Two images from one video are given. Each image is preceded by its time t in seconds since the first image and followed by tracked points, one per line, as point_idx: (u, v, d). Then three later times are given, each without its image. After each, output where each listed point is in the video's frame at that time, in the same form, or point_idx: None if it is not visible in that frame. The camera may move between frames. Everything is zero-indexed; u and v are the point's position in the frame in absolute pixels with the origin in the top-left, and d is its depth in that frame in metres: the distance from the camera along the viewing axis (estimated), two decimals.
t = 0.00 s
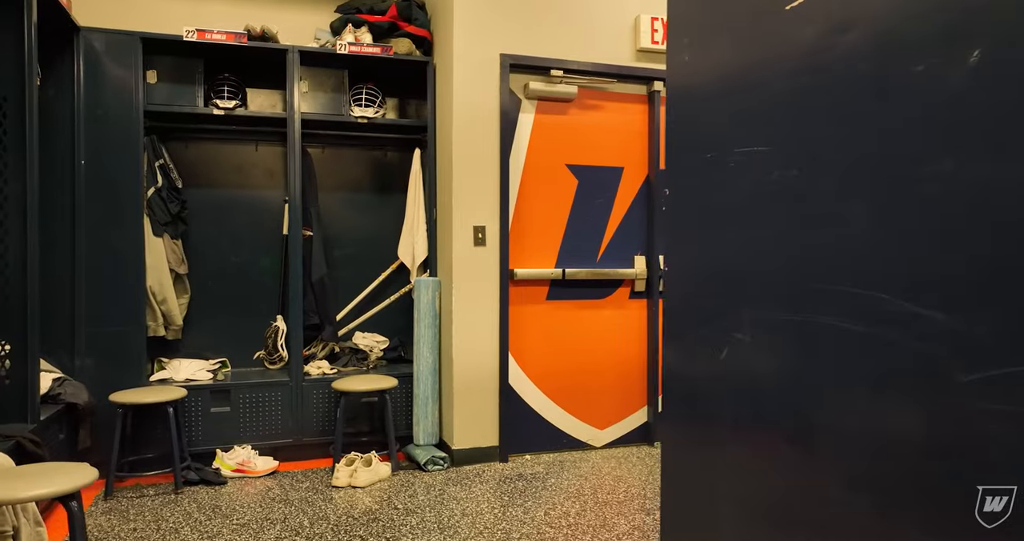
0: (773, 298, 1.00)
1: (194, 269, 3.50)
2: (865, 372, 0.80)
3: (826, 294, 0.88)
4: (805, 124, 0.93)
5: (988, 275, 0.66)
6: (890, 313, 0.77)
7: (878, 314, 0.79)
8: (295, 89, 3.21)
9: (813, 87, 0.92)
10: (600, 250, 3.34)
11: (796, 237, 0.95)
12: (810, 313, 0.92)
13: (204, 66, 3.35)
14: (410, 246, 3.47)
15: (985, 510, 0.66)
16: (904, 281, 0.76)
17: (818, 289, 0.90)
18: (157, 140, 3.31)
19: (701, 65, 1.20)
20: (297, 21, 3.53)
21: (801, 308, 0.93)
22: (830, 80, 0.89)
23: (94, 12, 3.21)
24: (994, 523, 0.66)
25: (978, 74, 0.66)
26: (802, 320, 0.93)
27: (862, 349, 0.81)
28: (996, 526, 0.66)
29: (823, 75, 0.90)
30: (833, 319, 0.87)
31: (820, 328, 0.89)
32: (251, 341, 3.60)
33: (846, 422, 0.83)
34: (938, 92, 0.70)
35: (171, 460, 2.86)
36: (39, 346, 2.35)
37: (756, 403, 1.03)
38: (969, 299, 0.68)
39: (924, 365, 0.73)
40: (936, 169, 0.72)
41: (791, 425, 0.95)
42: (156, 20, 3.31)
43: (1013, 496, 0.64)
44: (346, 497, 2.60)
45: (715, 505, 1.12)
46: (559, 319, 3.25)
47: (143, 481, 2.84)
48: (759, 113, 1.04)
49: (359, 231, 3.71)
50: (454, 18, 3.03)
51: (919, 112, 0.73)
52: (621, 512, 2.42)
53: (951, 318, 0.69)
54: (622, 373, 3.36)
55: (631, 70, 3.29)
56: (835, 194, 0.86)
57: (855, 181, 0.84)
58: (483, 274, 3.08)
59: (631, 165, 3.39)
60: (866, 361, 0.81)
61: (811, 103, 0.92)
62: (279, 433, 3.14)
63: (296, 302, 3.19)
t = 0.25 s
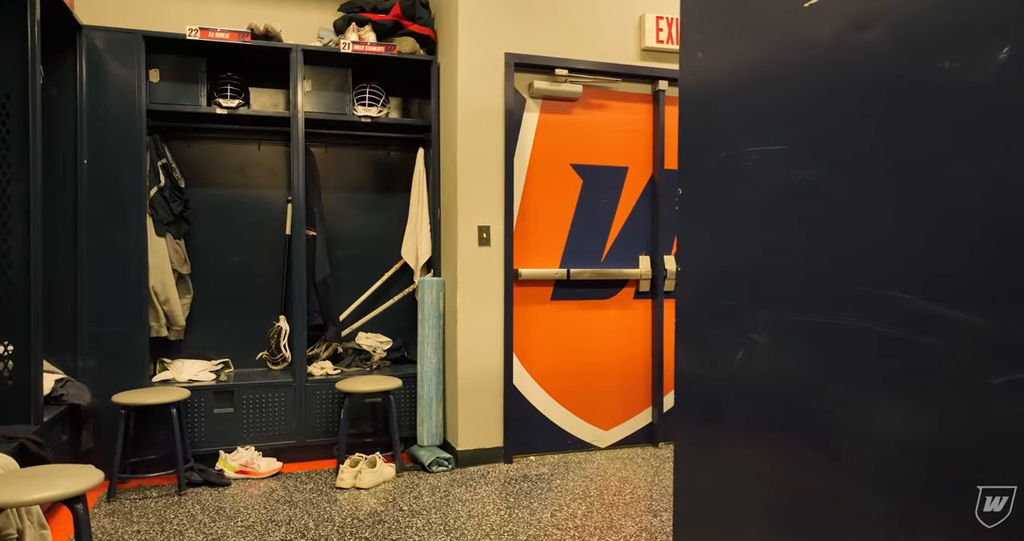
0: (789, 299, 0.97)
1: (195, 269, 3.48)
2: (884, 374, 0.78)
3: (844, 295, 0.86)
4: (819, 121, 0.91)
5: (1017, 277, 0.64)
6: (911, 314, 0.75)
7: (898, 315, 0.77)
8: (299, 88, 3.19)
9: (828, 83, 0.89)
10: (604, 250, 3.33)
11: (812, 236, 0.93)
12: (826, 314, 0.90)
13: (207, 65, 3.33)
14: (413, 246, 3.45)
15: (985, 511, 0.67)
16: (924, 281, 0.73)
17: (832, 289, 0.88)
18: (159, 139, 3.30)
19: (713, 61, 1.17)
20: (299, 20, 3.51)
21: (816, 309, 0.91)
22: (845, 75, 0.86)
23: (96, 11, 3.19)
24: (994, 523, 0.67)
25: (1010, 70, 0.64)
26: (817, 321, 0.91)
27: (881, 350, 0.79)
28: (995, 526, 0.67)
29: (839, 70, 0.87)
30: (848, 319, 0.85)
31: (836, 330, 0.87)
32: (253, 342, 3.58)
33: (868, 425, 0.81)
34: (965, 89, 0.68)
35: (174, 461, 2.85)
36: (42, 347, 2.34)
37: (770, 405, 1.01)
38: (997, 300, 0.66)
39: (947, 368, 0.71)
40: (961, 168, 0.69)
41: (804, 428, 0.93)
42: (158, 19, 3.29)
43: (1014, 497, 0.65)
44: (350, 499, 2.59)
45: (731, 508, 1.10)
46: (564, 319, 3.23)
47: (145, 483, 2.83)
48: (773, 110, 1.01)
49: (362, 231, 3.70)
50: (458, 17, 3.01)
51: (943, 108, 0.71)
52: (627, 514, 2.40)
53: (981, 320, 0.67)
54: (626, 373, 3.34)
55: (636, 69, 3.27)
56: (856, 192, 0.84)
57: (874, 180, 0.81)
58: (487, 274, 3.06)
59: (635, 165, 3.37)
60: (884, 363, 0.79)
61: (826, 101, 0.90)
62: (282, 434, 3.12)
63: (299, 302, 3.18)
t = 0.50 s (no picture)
0: (808, 301, 0.96)
1: (197, 270, 3.46)
2: (908, 376, 0.78)
3: (868, 297, 0.84)
4: (842, 120, 0.89)
5: None
6: (939, 316, 0.74)
7: (926, 318, 0.76)
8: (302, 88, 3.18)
9: (851, 82, 0.87)
10: (608, 250, 3.31)
11: (833, 238, 0.91)
12: (848, 317, 0.88)
13: (209, 65, 3.32)
14: (416, 246, 3.44)
15: (985, 510, 0.69)
16: (957, 284, 0.72)
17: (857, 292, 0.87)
18: (161, 139, 3.28)
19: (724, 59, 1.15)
20: (301, 19, 3.50)
21: (839, 312, 0.90)
22: (870, 74, 0.84)
23: (97, 10, 3.17)
24: (994, 523, 0.69)
25: None
26: (841, 324, 0.89)
27: (905, 352, 0.78)
28: (996, 526, 0.69)
29: (863, 68, 0.85)
30: (872, 321, 0.84)
31: (860, 333, 0.86)
32: (255, 342, 3.57)
33: (891, 428, 0.80)
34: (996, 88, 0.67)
35: (176, 463, 2.83)
36: (44, 349, 2.32)
37: (788, 409, 0.99)
38: None
39: (978, 372, 0.69)
40: (990, 168, 0.68)
41: (824, 433, 0.92)
42: (160, 18, 3.27)
43: (1013, 497, 0.67)
44: (354, 501, 2.57)
45: (747, 511, 1.09)
46: (568, 320, 3.22)
47: (148, 485, 2.81)
48: (788, 108, 0.99)
49: (364, 232, 3.68)
50: (462, 16, 2.99)
51: (971, 107, 0.70)
52: (634, 515, 2.38)
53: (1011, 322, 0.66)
54: (630, 374, 3.33)
55: (640, 69, 3.26)
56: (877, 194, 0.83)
57: (902, 180, 0.79)
58: (491, 274, 3.05)
59: (639, 165, 3.36)
60: (908, 366, 0.78)
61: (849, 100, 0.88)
62: (285, 435, 3.10)
63: (302, 303, 3.16)
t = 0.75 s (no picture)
0: (826, 303, 0.94)
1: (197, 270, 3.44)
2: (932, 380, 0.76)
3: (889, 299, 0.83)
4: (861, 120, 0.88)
5: None
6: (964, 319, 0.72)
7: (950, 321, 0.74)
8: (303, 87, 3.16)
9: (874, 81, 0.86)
10: (611, 251, 3.30)
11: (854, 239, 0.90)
12: (875, 321, 0.88)
13: (210, 64, 3.30)
14: (418, 247, 3.42)
15: (985, 511, 0.78)
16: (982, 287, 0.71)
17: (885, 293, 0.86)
18: (160, 139, 3.26)
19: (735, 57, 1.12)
20: (302, 19, 3.48)
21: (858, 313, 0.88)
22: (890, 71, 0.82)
23: (97, 9, 3.15)
24: (993, 522, 0.78)
25: None
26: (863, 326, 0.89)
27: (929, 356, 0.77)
28: (994, 525, 0.78)
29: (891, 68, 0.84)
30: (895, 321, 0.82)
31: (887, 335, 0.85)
32: (256, 343, 3.54)
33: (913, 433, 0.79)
34: None
35: (177, 465, 2.81)
36: (45, 351, 2.30)
37: (804, 411, 0.97)
38: None
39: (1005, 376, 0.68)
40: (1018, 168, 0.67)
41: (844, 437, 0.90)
42: (160, 17, 3.25)
43: (1012, 496, 0.77)
44: (357, 503, 2.56)
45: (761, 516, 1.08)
46: (571, 321, 3.20)
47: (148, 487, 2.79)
48: (804, 107, 0.97)
49: (365, 232, 3.66)
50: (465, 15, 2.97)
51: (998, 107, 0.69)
52: (639, 518, 2.36)
53: None
54: (633, 375, 3.31)
55: (644, 68, 3.25)
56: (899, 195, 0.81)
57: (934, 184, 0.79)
58: (494, 275, 3.03)
59: (642, 165, 3.34)
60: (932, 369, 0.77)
61: (874, 100, 0.87)
62: (286, 437, 3.08)
63: (304, 304, 3.15)
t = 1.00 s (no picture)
0: (842, 307, 0.92)
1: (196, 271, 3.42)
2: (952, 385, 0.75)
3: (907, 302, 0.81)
4: (877, 120, 0.86)
5: None
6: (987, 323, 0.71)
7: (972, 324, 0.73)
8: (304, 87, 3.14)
9: (889, 80, 0.84)
10: (613, 251, 3.28)
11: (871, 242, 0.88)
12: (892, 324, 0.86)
13: (209, 64, 3.28)
14: (418, 247, 3.40)
15: (985, 511, 0.76)
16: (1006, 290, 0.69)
17: (902, 297, 0.84)
18: (160, 139, 3.24)
19: (747, 56, 1.11)
20: (302, 18, 3.46)
21: (874, 317, 0.87)
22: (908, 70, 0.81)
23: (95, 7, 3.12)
24: (994, 523, 0.76)
25: None
26: (881, 330, 0.86)
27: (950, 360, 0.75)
28: (995, 525, 0.76)
29: (905, 67, 0.82)
30: (915, 327, 0.82)
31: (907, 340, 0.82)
32: (255, 345, 3.52)
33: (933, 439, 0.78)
34: None
35: (177, 468, 2.79)
36: (44, 353, 2.28)
37: (820, 417, 0.96)
38: None
39: None
40: None
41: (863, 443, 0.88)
42: (159, 16, 3.22)
43: (1013, 497, 0.74)
44: (358, 506, 2.54)
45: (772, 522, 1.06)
46: (573, 322, 3.19)
47: (148, 490, 2.77)
48: (819, 107, 0.95)
49: (366, 233, 3.64)
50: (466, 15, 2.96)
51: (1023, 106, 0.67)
52: (643, 521, 2.34)
53: None
54: (635, 376, 3.30)
55: (646, 68, 3.23)
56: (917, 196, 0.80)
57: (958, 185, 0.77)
58: (496, 276, 3.01)
59: (644, 165, 3.33)
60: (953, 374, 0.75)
61: (889, 100, 0.85)
62: (286, 439, 3.06)
63: (304, 305, 3.13)
